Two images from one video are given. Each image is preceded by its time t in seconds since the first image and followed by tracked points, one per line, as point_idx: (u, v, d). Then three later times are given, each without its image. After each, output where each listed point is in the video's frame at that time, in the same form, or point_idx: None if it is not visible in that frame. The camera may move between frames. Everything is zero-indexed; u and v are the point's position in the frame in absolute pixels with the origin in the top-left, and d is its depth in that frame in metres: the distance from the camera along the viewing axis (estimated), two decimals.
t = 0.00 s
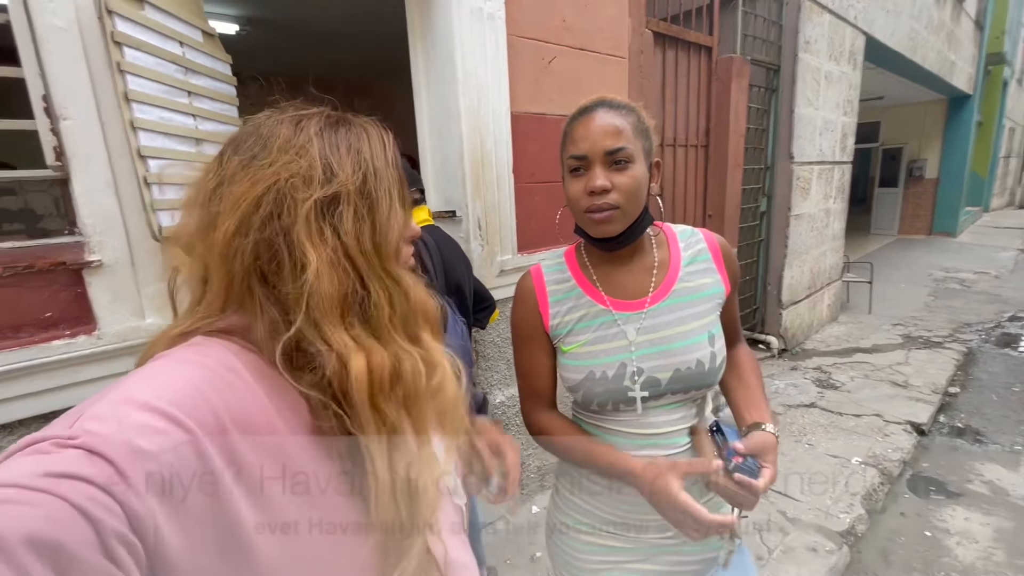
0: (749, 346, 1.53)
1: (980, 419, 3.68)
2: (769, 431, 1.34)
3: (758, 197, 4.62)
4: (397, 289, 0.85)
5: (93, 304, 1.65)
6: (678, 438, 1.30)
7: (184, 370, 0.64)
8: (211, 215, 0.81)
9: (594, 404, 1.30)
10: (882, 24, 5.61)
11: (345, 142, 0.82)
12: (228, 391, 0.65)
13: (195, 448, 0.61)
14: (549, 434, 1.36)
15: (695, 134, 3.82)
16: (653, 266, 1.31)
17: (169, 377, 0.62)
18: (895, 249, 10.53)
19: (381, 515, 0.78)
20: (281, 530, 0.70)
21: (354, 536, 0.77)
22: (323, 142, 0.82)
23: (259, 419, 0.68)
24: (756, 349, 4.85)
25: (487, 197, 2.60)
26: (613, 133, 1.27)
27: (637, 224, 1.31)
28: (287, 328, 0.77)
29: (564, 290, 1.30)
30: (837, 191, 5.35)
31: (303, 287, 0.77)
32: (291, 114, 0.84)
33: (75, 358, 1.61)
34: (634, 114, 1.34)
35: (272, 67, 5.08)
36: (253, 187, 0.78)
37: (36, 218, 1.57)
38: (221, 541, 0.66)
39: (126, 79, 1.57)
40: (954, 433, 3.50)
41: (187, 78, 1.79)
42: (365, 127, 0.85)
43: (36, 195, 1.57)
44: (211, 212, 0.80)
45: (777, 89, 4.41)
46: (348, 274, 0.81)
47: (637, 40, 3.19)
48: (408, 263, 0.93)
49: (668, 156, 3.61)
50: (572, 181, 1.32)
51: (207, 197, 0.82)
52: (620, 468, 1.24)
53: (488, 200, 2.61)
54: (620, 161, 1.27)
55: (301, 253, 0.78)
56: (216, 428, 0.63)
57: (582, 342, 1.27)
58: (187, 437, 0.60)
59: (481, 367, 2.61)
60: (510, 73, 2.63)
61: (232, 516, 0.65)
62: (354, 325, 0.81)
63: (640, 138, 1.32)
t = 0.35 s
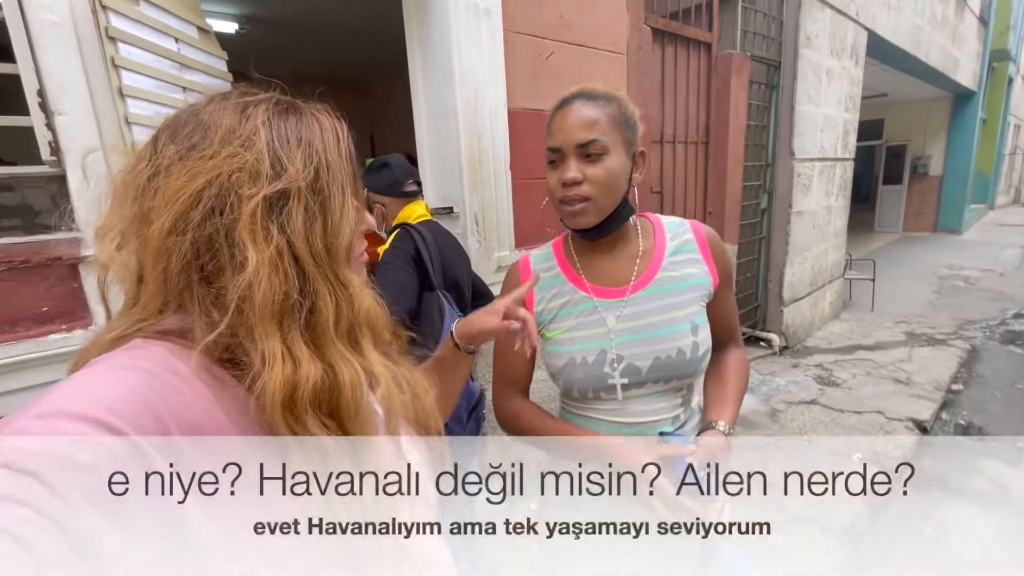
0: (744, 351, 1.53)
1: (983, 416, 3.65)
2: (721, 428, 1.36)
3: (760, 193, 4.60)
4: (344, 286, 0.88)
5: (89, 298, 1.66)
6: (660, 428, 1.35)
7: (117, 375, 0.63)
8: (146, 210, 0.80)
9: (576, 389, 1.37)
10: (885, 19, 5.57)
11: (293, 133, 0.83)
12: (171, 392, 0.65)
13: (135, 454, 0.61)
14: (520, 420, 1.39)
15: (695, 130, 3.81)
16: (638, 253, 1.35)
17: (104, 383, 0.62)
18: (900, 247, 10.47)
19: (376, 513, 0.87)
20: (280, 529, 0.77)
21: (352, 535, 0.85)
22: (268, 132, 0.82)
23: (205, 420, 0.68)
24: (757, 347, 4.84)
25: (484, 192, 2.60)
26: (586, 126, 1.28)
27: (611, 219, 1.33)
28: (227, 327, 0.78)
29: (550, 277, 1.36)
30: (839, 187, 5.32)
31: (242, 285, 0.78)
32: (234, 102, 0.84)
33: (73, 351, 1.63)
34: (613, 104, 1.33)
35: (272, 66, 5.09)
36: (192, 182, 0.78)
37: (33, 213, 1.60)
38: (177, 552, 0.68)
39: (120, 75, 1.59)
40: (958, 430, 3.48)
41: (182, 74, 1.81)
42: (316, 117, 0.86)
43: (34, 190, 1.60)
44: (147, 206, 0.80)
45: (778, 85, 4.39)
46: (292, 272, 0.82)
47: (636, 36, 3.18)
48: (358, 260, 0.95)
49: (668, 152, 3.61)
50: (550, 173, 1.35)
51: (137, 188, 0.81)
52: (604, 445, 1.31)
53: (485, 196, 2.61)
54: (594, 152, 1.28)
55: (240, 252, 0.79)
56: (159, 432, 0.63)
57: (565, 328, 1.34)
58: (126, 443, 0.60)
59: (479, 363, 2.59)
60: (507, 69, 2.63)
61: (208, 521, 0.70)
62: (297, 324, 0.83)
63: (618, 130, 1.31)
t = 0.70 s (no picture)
0: (737, 351, 1.55)
1: (985, 413, 3.67)
2: (710, 425, 1.36)
3: (761, 192, 4.62)
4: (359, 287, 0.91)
5: (102, 300, 1.69)
6: (647, 420, 1.40)
7: (142, 373, 0.65)
8: (167, 218, 0.83)
9: (567, 381, 1.42)
10: (885, 17, 5.58)
11: (308, 141, 0.86)
12: (191, 390, 0.67)
13: (163, 450, 0.63)
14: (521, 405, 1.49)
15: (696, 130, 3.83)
16: (632, 253, 1.38)
17: (131, 381, 0.64)
18: (901, 244, 10.47)
19: (379, 512, 0.86)
20: (280, 528, 0.77)
21: (353, 535, 0.85)
22: (283, 140, 0.85)
23: (225, 418, 0.70)
24: (759, 345, 4.86)
25: (487, 192, 2.62)
26: (625, 110, 1.37)
27: (629, 205, 1.37)
28: (249, 329, 0.81)
29: (547, 273, 1.39)
30: (840, 186, 5.34)
31: (263, 289, 0.81)
32: (249, 110, 0.87)
33: (86, 352, 1.65)
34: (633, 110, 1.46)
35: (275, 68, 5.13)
36: (211, 190, 0.81)
37: (45, 218, 1.61)
38: (200, 547, 0.68)
39: (132, 79, 1.62)
40: (960, 427, 3.49)
41: (191, 79, 1.83)
42: (328, 123, 0.89)
43: (46, 195, 1.60)
44: (169, 215, 0.83)
45: (778, 84, 4.41)
46: (310, 275, 0.85)
47: (637, 36, 3.20)
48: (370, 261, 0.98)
49: (669, 152, 3.63)
50: (579, 146, 1.35)
51: (157, 197, 0.84)
52: (599, 437, 1.33)
53: (489, 196, 2.63)
54: (628, 134, 1.35)
55: (261, 257, 0.82)
56: (183, 431, 0.65)
57: (560, 323, 1.37)
58: (155, 439, 0.62)
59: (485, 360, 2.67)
60: (510, 70, 2.65)
61: (219, 519, 0.69)
62: (315, 325, 0.86)
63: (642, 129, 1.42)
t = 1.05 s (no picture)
0: (733, 347, 1.55)
1: (986, 409, 3.68)
2: (705, 420, 1.36)
3: (761, 189, 4.61)
4: (373, 283, 0.92)
5: (107, 301, 1.68)
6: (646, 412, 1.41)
7: (165, 366, 0.67)
8: (189, 213, 0.86)
9: (567, 375, 1.42)
10: (883, 15, 5.59)
11: (324, 137, 0.88)
12: (210, 384, 0.69)
13: (185, 443, 0.64)
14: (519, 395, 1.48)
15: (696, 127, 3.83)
16: (633, 249, 1.38)
17: (153, 374, 0.66)
18: (900, 241, 10.49)
19: (381, 512, 0.87)
20: (281, 528, 0.77)
21: (353, 535, 0.86)
22: (301, 137, 0.87)
23: (243, 412, 0.71)
24: (760, 342, 4.86)
25: (490, 190, 2.62)
26: (625, 104, 1.38)
27: (629, 196, 1.36)
28: (265, 323, 0.82)
29: (547, 268, 1.39)
30: (839, 182, 5.34)
31: (280, 284, 0.82)
32: (270, 109, 0.89)
33: (92, 353, 1.65)
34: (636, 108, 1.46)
35: (273, 68, 5.11)
36: (232, 184, 0.83)
37: (48, 218, 1.60)
38: (205, 547, 0.70)
39: (136, 80, 1.61)
40: (961, 423, 3.50)
41: (193, 78, 1.82)
42: (345, 121, 0.91)
43: (49, 196, 1.60)
44: (191, 210, 0.85)
45: (778, 81, 4.41)
46: (325, 269, 0.87)
47: (637, 34, 3.20)
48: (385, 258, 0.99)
49: (670, 149, 3.63)
50: (578, 139, 1.36)
51: (181, 193, 0.86)
52: (598, 435, 1.34)
53: (491, 194, 2.63)
54: (627, 127, 1.35)
55: (277, 252, 0.83)
56: (204, 424, 0.67)
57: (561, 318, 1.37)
58: (178, 433, 0.64)
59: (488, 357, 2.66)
60: (511, 68, 2.65)
61: (223, 518, 0.70)
62: (330, 320, 0.88)
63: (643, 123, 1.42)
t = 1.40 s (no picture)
0: (730, 343, 1.54)
1: (982, 405, 3.69)
2: (699, 419, 1.35)
3: (757, 187, 4.61)
4: (373, 286, 0.92)
5: (101, 305, 1.66)
6: (644, 411, 1.41)
7: (168, 367, 0.68)
8: (190, 214, 0.85)
9: (565, 376, 1.42)
10: (878, 12, 5.60)
11: (323, 138, 0.87)
12: (212, 383, 0.70)
13: (188, 442, 0.65)
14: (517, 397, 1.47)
15: (693, 125, 3.83)
16: (628, 249, 1.36)
17: (157, 374, 0.66)
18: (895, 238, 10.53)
19: (380, 512, 0.88)
20: (280, 529, 0.77)
21: (352, 534, 0.87)
22: (300, 137, 0.86)
23: (244, 412, 0.72)
24: (757, 340, 4.87)
25: (487, 190, 2.60)
26: (617, 105, 1.36)
27: (622, 198, 1.34)
28: (264, 325, 0.82)
29: (542, 270, 1.38)
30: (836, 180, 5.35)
31: (279, 286, 0.82)
32: (269, 109, 0.88)
33: (85, 358, 1.63)
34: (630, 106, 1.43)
35: (267, 67, 5.07)
36: (230, 186, 0.82)
37: (40, 221, 1.59)
38: (202, 548, 0.69)
39: (127, 79, 1.59)
40: (957, 419, 3.51)
41: (187, 79, 1.80)
42: (344, 121, 0.90)
43: (40, 198, 1.58)
44: (191, 211, 0.85)
45: (774, 79, 4.41)
46: (323, 271, 0.86)
47: (634, 32, 3.19)
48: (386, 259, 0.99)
49: (667, 148, 3.62)
50: (569, 142, 1.35)
51: (182, 194, 0.86)
52: (596, 438, 1.33)
53: (488, 194, 2.61)
54: (619, 129, 1.34)
55: (276, 254, 0.83)
56: (206, 423, 0.68)
57: (557, 319, 1.37)
58: (180, 433, 0.65)
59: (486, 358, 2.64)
60: (507, 67, 2.63)
61: (222, 518, 0.70)
62: (329, 322, 0.88)
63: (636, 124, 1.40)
